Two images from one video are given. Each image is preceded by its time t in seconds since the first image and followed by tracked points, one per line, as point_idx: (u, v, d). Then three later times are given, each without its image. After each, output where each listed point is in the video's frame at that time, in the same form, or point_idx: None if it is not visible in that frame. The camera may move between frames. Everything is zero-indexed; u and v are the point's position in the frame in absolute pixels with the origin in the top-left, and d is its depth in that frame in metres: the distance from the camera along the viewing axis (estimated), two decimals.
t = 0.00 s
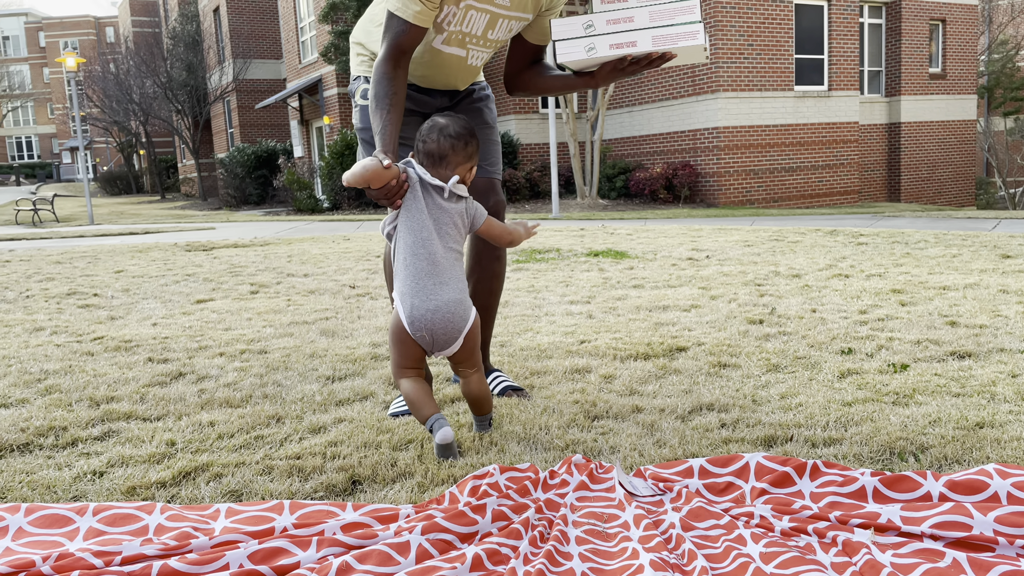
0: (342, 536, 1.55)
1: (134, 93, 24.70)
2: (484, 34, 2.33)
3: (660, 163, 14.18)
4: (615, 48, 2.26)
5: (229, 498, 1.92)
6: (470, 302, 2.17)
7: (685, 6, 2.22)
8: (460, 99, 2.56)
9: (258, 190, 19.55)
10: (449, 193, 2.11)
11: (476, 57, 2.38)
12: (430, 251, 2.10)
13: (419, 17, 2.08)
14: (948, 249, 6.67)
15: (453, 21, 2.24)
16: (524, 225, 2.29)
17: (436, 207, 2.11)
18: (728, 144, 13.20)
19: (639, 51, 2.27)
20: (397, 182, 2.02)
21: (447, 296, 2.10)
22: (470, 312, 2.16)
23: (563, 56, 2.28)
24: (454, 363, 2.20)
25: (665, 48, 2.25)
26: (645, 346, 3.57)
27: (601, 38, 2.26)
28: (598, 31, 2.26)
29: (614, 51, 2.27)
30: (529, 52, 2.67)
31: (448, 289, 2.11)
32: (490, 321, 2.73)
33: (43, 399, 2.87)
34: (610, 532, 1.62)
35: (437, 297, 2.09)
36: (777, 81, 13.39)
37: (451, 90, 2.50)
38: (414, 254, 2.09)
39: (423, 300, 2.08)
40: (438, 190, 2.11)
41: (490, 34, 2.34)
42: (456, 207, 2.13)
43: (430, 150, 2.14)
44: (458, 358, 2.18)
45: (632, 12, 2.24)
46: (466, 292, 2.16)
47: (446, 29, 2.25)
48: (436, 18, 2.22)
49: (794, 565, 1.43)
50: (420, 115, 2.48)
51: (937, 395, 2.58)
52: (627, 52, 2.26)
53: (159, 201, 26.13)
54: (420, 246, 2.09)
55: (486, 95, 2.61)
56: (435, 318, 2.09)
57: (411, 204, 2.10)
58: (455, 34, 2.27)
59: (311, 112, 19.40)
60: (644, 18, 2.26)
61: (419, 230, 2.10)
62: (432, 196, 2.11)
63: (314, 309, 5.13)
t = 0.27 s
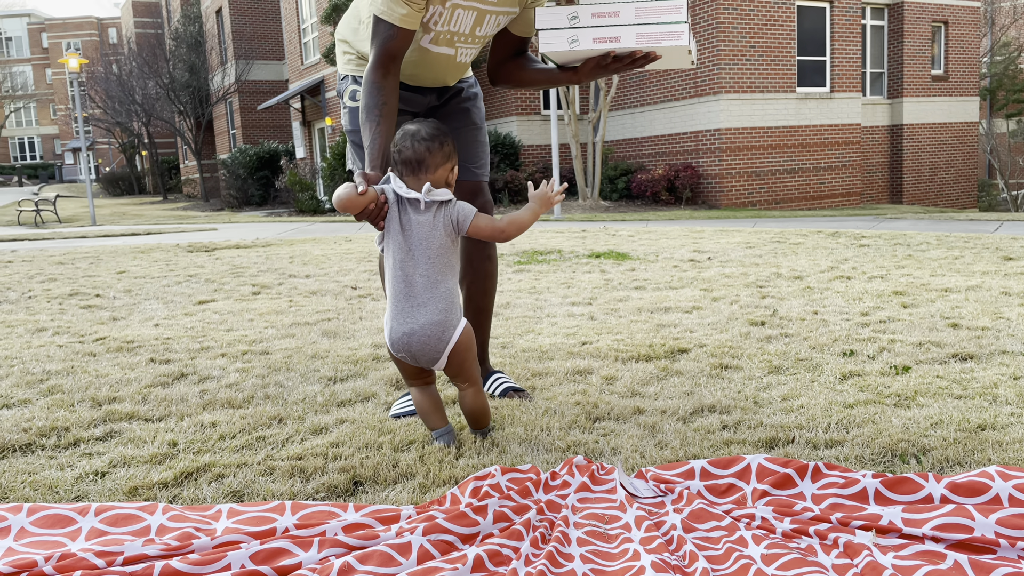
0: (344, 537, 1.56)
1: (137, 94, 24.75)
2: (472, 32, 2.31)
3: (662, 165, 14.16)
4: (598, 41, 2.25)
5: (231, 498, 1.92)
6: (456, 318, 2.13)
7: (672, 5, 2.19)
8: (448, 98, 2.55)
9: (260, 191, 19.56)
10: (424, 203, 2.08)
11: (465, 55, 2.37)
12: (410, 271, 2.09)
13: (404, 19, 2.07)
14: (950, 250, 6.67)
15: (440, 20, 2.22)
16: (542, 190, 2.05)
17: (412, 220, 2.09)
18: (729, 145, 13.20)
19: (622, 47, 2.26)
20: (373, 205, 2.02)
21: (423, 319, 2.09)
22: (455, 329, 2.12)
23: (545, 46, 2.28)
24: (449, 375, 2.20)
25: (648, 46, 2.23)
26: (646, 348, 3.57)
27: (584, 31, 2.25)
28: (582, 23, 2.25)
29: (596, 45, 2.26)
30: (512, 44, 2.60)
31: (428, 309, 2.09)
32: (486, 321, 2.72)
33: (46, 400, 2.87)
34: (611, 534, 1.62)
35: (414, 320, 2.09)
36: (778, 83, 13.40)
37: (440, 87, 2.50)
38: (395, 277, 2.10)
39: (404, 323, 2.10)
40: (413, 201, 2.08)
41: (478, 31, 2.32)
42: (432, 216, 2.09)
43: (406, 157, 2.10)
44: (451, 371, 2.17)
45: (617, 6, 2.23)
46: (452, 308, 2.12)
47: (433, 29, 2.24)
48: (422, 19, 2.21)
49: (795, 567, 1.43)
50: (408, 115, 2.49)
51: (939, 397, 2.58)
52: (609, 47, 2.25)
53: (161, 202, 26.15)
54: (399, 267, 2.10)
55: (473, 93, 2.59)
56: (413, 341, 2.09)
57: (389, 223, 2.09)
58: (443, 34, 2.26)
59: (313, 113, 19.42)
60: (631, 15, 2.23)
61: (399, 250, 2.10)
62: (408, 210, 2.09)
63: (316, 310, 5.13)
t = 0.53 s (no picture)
0: (344, 536, 1.56)
1: (139, 93, 24.77)
2: (459, 21, 2.29)
3: (664, 166, 14.15)
4: (589, 29, 2.19)
5: (232, 497, 1.92)
6: (448, 328, 2.14)
7: None
8: (441, 95, 2.53)
9: (262, 191, 19.56)
10: (424, 221, 2.07)
11: (453, 46, 2.36)
12: (405, 284, 2.07)
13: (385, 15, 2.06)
14: (952, 252, 6.66)
15: (424, 12, 2.21)
16: (503, 278, 2.23)
17: (411, 235, 2.06)
18: (731, 147, 13.19)
19: (613, 34, 2.20)
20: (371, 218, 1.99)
21: (419, 330, 2.08)
22: (449, 336, 2.14)
23: (535, 35, 2.22)
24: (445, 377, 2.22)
25: (641, 32, 2.17)
26: (648, 348, 3.57)
27: (575, 19, 2.19)
28: (572, 11, 2.19)
29: (587, 33, 2.20)
30: (499, 31, 2.60)
31: (422, 322, 2.09)
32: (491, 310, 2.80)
33: (47, 398, 2.87)
34: (611, 534, 1.62)
35: (412, 332, 2.07)
36: (780, 84, 13.39)
37: (432, 83, 2.49)
38: (387, 291, 2.06)
39: (400, 337, 2.07)
40: (412, 218, 2.06)
41: (465, 20, 2.30)
42: (433, 231, 2.09)
43: (405, 169, 2.08)
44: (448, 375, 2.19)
45: None
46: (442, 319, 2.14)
47: (418, 21, 2.23)
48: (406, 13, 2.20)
49: (795, 567, 1.43)
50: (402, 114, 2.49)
51: (940, 398, 2.58)
52: (600, 34, 2.19)
53: (163, 201, 26.17)
54: (394, 281, 2.06)
55: (467, 87, 2.57)
56: (414, 353, 2.08)
57: (385, 235, 2.04)
58: (429, 26, 2.25)
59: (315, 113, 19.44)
60: None
61: (393, 264, 2.06)
62: (406, 225, 2.06)
63: (316, 310, 5.13)
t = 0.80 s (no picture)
0: (345, 534, 1.55)
1: (141, 92, 24.80)
2: (459, 12, 2.29)
3: (665, 166, 14.14)
4: (583, 23, 2.15)
5: (233, 495, 1.92)
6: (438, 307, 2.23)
7: None
8: (452, 84, 2.51)
9: (263, 189, 19.56)
10: (405, 207, 2.18)
11: (455, 38, 2.34)
12: (395, 264, 2.15)
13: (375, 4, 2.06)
14: (954, 253, 6.65)
15: (421, 2, 2.21)
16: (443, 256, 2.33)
17: (394, 221, 2.16)
18: (733, 147, 13.18)
19: (607, 29, 2.17)
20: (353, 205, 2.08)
21: (418, 307, 2.16)
22: (443, 315, 2.23)
23: (527, 27, 2.17)
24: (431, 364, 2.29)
25: (635, 29, 2.15)
26: (649, 348, 3.57)
27: (569, 11, 2.15)
28: (567, 3, 2.14)
29: (581, 27, 2.17)
30: (501, 21, 2.60)
31: (416, 300, 2.17)
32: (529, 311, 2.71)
33: (48, 396, 2.88)
34: (612, 533, 1.62)
35: (415, 304, 2.16)
36: (783, 84, 13.38)
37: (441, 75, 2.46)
38: (379, 275, 2.13)
39: (402, 316, 2.14)
40: (395, 204, 2.16)
41: (465, 11, 2.30)
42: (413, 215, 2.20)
43: (380, 163, 2.18)
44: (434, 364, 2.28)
45: None
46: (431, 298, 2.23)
47: (416, 10, 2.23)
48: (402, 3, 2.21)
49: (797, 567, 1.43)
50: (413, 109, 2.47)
51: (942, 398, 2.58)
52: (594, 28, 2.17)
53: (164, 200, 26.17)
54: (386, 262, 2.14)
55: (479, 73, 2.55)
56: (421, 324, 2.16)
57: (368, 222, 2.13)
58: (428, 16, 2.25)
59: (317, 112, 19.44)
60: None
61: (380, 249, 2.14)
62: (390, 212, 2.16)
63: (318, 308, 5.13)
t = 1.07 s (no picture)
0: (345, 530, 1.55)
1: (143, 89, 24.83)
2: (482, 17, 2.29)
3: (667, 166, 14.14)
4: (593, 38, 2.16)
5: (234, 492, 1.92)
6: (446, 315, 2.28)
7: None
8: (488, 91, 2.49)
9: (265, 188, 19.56)
10: (428, 210, 2.26)
11: (478, 43, 2.33)
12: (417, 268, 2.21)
13: (393, 5, 2.14)
14: (955, 254, 6.64)
15: (442, 3, 2.24)
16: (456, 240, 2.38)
17: (418, 224, 2.23)
18: (735, 147, 13.18)
19: (617, 44, 2.18)
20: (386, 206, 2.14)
21: (436, 311, 2.21)
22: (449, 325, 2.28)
23: (539, 41, 2.18)
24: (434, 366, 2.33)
25: (645, 44, 2.17)
26: (650, 347, 3.57)
27: (579, 27, 2.16)
28: (577, 17, 2.16)
29: (591, 42, 2.17)
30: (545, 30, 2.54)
31: (434, 305, 2.22)
32: (549, 329, 2.56)
33: (49, 393, 2.88)
34: (613, 531, 1.62)
35: (433, 312, 2.20)
36: (785, 84, 13.37)
37: (473, 79, 2.44)
38: (404, 276, 2.18)
39: (422, 318, 2.17)
40: (419, 207, 2.23)
41: (488, 16, 2.30)
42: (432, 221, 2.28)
43: (402, 167, 2.24)
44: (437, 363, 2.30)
45: None
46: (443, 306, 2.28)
47: (439, 12, 2.25)
48: (425, 5, 2.25)
49: (797, 565, 1.43)
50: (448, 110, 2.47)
51: (943, 398, 2.58)
52: (605, 44, 2.17)
53: (165, 198, 26.17)
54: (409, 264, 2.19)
55: (520, 85, 2.51)
56: (434, 331, 2.19)
57: (394, 224, 2.18)
58: (449, 18, 2.26)
59: (318, 111, 19.44)
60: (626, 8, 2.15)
61: (404, 250, 2.20)
62: (415, 214, 2.22)
63: (319, 307, 5.13)
